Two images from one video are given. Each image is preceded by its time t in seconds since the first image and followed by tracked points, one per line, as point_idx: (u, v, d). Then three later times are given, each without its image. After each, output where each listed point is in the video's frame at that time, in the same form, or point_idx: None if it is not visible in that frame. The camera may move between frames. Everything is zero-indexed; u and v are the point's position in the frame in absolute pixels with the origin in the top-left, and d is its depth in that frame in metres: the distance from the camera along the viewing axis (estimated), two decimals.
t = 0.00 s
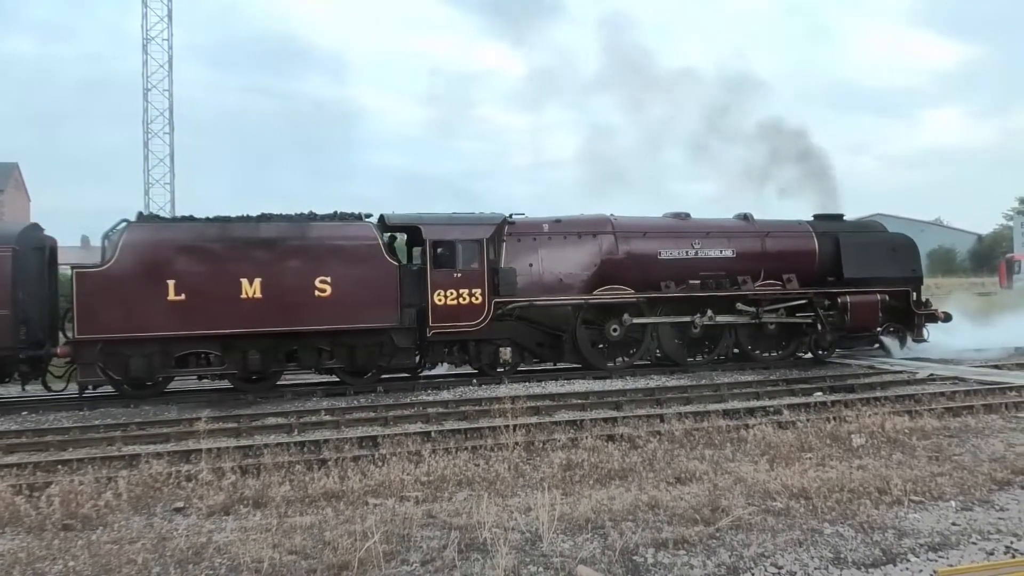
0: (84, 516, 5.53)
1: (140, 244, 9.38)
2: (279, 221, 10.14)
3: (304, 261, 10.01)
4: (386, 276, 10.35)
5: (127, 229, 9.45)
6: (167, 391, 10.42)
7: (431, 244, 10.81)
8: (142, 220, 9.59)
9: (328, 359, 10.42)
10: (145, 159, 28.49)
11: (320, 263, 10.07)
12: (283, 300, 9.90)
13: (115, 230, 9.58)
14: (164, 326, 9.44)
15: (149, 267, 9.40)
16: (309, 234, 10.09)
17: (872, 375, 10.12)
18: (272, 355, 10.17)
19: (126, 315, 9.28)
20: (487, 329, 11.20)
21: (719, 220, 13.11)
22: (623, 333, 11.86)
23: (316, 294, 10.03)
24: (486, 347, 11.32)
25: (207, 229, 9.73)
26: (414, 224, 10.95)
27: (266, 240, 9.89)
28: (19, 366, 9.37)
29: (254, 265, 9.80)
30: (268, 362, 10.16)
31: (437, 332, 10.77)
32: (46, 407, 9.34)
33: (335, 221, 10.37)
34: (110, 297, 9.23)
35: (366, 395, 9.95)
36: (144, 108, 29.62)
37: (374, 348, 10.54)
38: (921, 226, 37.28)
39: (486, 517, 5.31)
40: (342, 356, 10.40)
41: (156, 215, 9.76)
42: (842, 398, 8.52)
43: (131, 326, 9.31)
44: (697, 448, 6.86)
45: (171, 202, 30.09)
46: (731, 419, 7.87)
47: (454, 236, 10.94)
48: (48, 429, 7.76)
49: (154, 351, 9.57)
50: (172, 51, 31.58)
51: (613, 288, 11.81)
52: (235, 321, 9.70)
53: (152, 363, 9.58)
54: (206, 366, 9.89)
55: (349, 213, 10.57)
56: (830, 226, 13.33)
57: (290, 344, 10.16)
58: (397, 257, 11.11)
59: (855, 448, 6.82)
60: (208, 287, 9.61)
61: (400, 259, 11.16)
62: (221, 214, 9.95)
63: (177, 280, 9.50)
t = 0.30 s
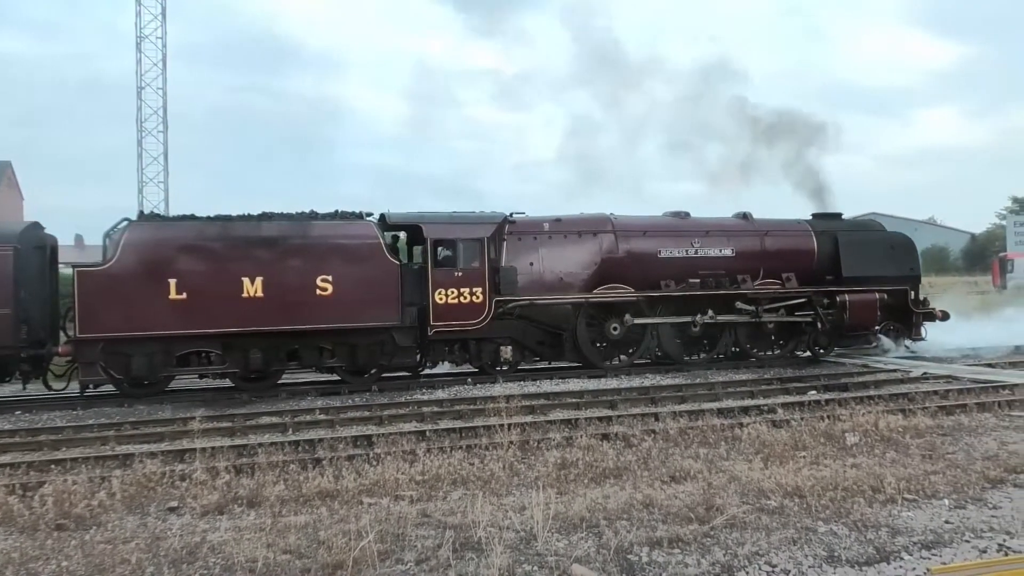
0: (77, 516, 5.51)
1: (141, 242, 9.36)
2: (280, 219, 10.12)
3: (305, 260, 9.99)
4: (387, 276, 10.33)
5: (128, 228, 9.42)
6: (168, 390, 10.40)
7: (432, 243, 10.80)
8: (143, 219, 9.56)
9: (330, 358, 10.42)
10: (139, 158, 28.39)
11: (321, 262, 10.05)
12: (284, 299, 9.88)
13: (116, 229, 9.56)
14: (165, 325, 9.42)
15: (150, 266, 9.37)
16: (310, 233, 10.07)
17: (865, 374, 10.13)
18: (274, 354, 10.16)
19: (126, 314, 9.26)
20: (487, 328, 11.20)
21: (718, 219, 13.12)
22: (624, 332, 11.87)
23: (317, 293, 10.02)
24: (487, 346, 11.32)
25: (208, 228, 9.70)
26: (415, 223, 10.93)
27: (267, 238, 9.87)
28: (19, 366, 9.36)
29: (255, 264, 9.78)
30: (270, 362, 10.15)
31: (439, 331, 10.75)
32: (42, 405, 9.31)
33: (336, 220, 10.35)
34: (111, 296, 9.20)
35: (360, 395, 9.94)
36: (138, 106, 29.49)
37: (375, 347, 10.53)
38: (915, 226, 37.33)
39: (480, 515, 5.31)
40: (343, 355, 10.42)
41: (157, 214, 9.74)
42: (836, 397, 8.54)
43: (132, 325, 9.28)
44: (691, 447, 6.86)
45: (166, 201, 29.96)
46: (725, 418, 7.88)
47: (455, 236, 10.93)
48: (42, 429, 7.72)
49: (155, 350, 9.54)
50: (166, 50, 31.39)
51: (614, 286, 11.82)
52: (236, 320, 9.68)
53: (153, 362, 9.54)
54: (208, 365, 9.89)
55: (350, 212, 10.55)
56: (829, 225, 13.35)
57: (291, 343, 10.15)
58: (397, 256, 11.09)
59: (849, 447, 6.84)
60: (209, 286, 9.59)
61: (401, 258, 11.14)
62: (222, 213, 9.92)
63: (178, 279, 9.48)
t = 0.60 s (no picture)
0: (70, 516, 5.49)
1: (143, 242, 9.33)
2: (281, 219, 10.09)
3: (307, 259, 9.97)
4: (388, 275, 10.32)
5: (129, 227, 9.38)
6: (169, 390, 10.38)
7: (433, 243, 10.79)
8: (144, 218, 9.53)
9: (331, 356, 10.43)
10: (132, 156, 28.25)
11: (322, 261, 10.04)
12: (285, 298, 9.86)
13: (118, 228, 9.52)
14: (166, 324, 9.39)
15: (152, 265, 9.34)
16: (311, 232, 10.05)
17: (859, 373, 10.15)
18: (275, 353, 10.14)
19: (127, 314, 9.22)
20: (488, 327, 11.20)
21: (718, 218, 13.14)
22: (623, 331, 11.88)
23: (318, 292, 10.00)
24: (488, 345, 11.33)
25: (210, 227, 9.67)
26: (416, 222, 10.91)
27: (269, 238, 9.85)
28: (20, 365, 9.33)
29: (257, 264, 9.76)
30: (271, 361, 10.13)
31: (440, 330, 10.74)
32: (38, 404, 9.29)
33: (337, 219, 10.33)
34: (113, 295, 9.17)
35: (354, 394, 9.95)
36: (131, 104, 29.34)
37: (376, 346, 10.52)
38: (908, 225, 37.43)
39: (475, 514, 5.31)
40: (345, 354, 10.42)
41: (158, 213, 9.71)
42: (830, 395, 8.56)
43: (133, 324, 9.25)
44: (685, 446, 6.87)
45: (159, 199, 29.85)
46: (719, 416, 7.89)
47: (455, 235, 10.92)
48: (33, 429, 7.69)
49: (157, 350, 9.52)
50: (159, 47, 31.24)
51: (614, 285, 11.82)
52: (238, 320, 9.66)
53: (155, 361, 9.53)
54: (210, 364, 9.89)
55: (350, 212, 10.53)
56: (827, 224, 13.38)
57: (293, 342, 10.15)
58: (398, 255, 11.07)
59: (842, 445, 6.86)
60: (210, 285, 9.57)
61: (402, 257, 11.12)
62: (224, 212, 9.89)
63: (180, 278, 9.45)
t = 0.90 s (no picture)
0: (63, 517, 5.47)
1: (145, 241, 9.30)
2: (283, 218, 10.07)
3: (308, 258, 9.95)
4: (389, 274, 10.31)
5: (131, 226, 9.35)
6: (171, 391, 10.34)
7: (434, 242, 10.78)
8: (146, 217, 9.49)
9: (332, 356, 10.40)
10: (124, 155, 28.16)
11: (324, 261, 10.02)
12: (287, 298, 9.85)
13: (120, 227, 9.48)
14: (168, 324, 9.37)
15: (154, 265, 9.31)
16: (313, 232, 10.03)
17: (853, 371, 10.18)
18: (277, 352, 10.11)
19: (129, 313, 9.19)
20: (489, 326, 11.19)
21: (717, 217, 13.15)
22: (624, 330, 11.88)
23: (320, 292, 9.99)
24: (489, 344, 11.31)
25: (211, 226, 9.64)
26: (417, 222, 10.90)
27: (271, 237, 9.82)
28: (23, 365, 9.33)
29: (258, 263, 9.74)
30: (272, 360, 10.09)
31: (441, 330, 10.73)
32: (34, 404, 9.26)
33: (339, 218, 10.31)
34: (115, 295, 9.14)
35: (349, 392, 9.96)
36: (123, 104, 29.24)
37: (377, 345, 10.48)
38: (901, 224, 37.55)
39: (469, 514, 5.30)
40: (346, 353, 10.40)
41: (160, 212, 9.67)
42: (824, 394, 8.58)
43: (135, 324, 9.22)
44: (680, 445, 6.88)
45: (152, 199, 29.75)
46: (713, 415, 7.90)
47: (456, 234, 10.92)
48: (26, 430, 7.65)
49: (158, 349, 9.50)
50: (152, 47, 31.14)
51: (615, 284, 11.84)
52: (240, 319, 9.64)
53: (156, 361, 9.50)
54: (212, 364, 9.86)
55: (350, 211, 10.52)
56: (826, 223, 13.41)
57: (294, 341, 10.12)
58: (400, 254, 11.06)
59: (836, 444, 6.87)
60: (212, 285, 9.54)
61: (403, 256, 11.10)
62: (225, 212, 9.86)
63: (182, 278, 9.43)
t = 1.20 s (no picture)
0: (56, 518, 5.45)
1: (146, 241, 9.27)
2: (284, 218, 10.05)
3: (309, 258, 9.94)
4: (390, 275, 10.30)
5: (133, 226, 9.32)
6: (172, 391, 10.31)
7: (434, 241, 10.77)
8: (146, 217, 9.46)
9: (333, 355, 10.38)
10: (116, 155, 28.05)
11: (325, 261, 10.00)
12: (289, 298, 9.84)
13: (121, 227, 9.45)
14: (170, 323, 9.35)
15: (155, 265, 9.28)
16: (314, 232, 10.01)
17: (846, 370, 10.22)
18: (279, 352, 10.09)
19: (131, 313, 9.17)
20: (489, 325, 11.18)
21: (716, 216, 13.16)
22: (624, 329, 11.89)
23: (321, 292, 9.97)
24: (489, 343, 11.30)
25: (213, 226, 9.62)
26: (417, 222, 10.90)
27: (272, 237, 9.80)
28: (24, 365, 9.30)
29: (260, 263, 9.72)
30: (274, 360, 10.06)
31: (442, 329, 10.73)
32: (28, 405, 9.23)
33: (339, 219, 10.29)
34: (116, 295, 9.11)
35: (343, 393, 9.94)
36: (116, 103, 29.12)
37: (378, 345, 10.46)
38: (894, 224, 37.68)
39: (464, 514, 5.30)
40: (347, 353, 10.39)
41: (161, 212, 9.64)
42: (817, 393, 8.61)
43: (137, 324, 9.19)
44: (674, 444, 6.89)
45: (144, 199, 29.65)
46: (707, 415, 7.92)
47: (457, 234, 10.91)
48: (19, 430, 7.63)
49: (160, 349, 9.48)
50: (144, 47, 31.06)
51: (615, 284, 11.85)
52: (241, 319, 9.62)
53: (158, 361, 9.47)
54: (213, 364, 9.85)
55: (350, 211, 10.50)
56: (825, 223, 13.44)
57: (296, 341, 10.11)
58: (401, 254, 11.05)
59: (829, 443, 6.90)
60: (214, 285, 9.52)
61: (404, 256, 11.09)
62: (226, 212, 9.84)
63: (183, 278, 9.41)
